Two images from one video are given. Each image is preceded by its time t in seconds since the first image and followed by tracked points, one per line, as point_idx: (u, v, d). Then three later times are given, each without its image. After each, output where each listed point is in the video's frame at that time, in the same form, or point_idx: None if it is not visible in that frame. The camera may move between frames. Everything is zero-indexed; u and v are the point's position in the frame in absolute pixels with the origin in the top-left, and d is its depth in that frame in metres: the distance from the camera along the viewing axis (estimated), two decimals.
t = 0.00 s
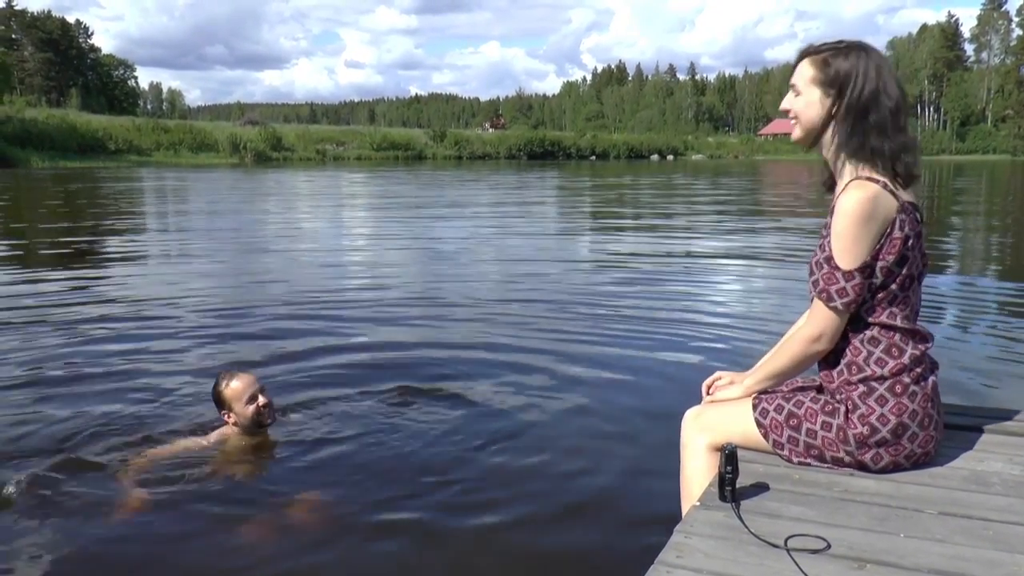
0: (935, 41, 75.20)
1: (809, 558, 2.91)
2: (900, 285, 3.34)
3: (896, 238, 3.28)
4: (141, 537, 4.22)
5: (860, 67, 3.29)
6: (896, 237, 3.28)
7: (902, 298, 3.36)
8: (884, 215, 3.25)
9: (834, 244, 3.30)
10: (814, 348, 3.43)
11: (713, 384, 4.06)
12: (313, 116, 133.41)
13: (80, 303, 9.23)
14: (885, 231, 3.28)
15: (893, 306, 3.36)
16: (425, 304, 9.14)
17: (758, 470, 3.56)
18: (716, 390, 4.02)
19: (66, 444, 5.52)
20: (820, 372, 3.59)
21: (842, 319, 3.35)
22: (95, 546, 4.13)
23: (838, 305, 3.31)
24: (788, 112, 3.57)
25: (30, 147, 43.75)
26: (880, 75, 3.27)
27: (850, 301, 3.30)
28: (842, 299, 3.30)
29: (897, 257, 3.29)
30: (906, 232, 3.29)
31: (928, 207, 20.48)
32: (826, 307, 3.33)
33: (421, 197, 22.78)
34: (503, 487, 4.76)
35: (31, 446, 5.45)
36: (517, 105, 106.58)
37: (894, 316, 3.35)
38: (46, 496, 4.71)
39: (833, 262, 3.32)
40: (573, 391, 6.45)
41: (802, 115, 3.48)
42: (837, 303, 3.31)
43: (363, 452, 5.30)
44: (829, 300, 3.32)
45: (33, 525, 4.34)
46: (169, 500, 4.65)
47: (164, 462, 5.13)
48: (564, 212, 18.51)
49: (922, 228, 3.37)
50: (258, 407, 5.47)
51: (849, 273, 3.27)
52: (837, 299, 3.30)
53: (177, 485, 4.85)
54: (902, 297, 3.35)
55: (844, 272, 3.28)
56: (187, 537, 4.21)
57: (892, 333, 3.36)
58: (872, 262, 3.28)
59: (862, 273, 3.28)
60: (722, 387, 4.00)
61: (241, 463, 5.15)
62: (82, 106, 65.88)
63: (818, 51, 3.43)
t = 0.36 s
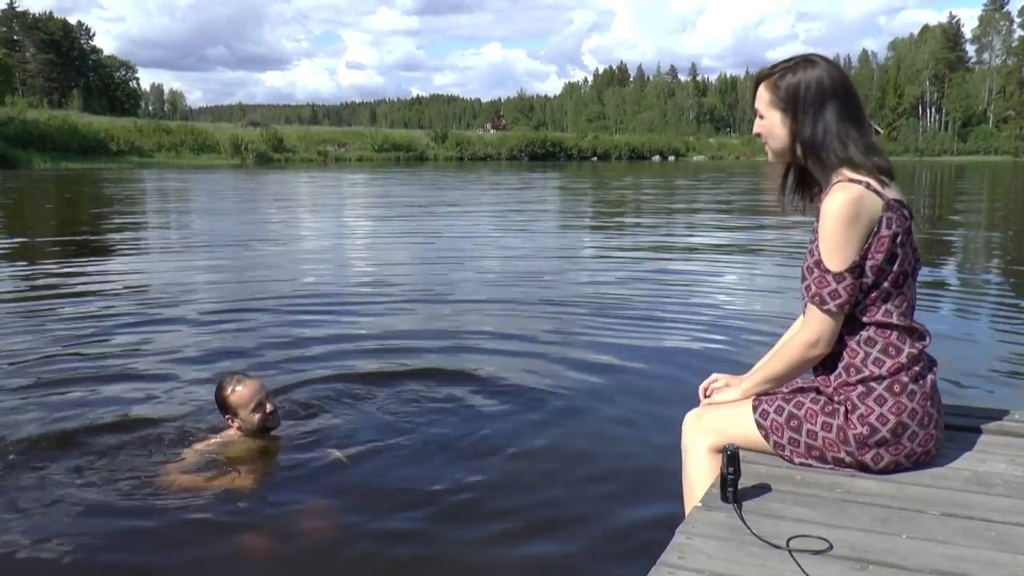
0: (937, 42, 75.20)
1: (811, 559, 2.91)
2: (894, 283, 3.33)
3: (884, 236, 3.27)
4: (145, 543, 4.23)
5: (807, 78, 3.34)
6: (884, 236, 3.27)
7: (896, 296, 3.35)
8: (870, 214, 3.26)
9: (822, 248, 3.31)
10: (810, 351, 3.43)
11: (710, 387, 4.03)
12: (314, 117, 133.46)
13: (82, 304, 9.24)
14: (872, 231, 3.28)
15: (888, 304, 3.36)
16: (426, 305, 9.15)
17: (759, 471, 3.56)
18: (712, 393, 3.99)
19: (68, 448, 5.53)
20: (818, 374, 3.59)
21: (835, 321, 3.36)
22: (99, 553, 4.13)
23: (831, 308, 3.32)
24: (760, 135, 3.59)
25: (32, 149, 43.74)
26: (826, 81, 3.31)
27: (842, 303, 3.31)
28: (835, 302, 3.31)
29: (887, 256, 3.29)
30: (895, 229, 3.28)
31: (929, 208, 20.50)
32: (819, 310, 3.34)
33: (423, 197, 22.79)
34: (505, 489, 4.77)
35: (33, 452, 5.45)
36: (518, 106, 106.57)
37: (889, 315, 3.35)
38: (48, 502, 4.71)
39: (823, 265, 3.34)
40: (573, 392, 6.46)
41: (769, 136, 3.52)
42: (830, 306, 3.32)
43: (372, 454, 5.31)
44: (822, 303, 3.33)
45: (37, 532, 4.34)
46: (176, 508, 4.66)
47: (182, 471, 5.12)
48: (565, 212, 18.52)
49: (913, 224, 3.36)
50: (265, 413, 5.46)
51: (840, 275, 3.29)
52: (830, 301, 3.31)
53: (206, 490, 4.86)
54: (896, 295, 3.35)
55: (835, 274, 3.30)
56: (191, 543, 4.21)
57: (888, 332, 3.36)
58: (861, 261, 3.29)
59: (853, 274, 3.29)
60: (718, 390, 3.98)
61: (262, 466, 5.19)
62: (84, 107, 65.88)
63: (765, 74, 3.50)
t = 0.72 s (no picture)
0: (938, 42, 75.19)
1: (813, 561, 2.90)
2: (887, 282, 3.33)
3: (875, 236, 3.27)
4: (147, 545, 4.22)
5: (789, 86, 3.33)
6: (875, 236, 3.27)
7: (891, 296, 3.34)
8: (858, 214, 3.25)
9: (813, 249, 3.30)
10: (805, 354, 3.42)
11: (708, 388, 4.01)
12: (315, 118, 133.60)
13: (82, 305, 9.24)
14: (862, 232, 3.28)
15: (881, 304, 3.35)
16: (427, 306, 9.15)
17: (761, 473, 3.55)
18: (710, 394, 3.97)
19: (68, 450, 5.53)
20: (816, 376, 3.58)
21: (828, 322, 3.34)
22: (101, 555, 4.13)
23: (824, 309, 3.31)
24: (748, 142, 3.59)
25: (33, 150, 43.72)
26: (808, 87, 3.31)
27: (835, 303, 3.29)
28: (827, 302, 3.30)
29: (877, 255, 3.29)
30: (886, 228, 3.27)
31: (930, 209, 20.52)
32: (811, 312, 3.33)
33: (424, 198, 22.80)
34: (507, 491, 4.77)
35: (34, 454, 5.45)
36: (519, 107, 106.56)
37: (885, 315, 3.34)
38: (49, 504, 4.70)
39: (813, 267, 3.33)
40: (574, 393, 6.45)
41: (757, 144, 3.51)
42: (822, 307, 3.31)
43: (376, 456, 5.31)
44: (814, 304, 3.32)
45: (37, 535, 4.33)
46: (179, 511, 4.66)
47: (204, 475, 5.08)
48: (566, 213, 18.53)
49: (904, 223, 3.35)
50: (266, 415, 5.43)
51: (830, 275, 3.28)
52: (822, 303, 3.30)
53: (220, 491, 4.85)
54: (890, 294, 3.34)
55: (825, 274, 3.29)
56: (194, 544, 4.21)
57: (883, 333, 3.35)
58: (852, 261, 3.29)
59: (844, 274, 3.28)
60: (716, 391, 3.96)
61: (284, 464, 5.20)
62: (85, 108, 65.86)
63: (750, 82, 3.49)
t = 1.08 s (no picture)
0: (941, 43, 75.10)
1: (815, 562, 2.90)
2: (889, 283, 3.32)
3: (877, 237, 3.26)
4: (149, 545, 4.22)
5: (793, 86, 3.33)
6: (877, 236, 3.27)
7: (893, 297, 3.34)
8: (861, 215, 3.25)
9: (816, 249, 3.29)
10: (807, 354, 3.41)
11: (710, 390, 4.00)
12: (317, 119, 133.70)
13: (85, 305, 9.24)
14: (865, 232, 3.27)
15: (884, 305, 3.34)
16: (429, 305, 9.15)
17: (763, 473, 3.55)
18: (712, 396, 3.96)
19: (70, 450, 5.52)
20: (818, 376, 3.57)
21: (830, 322, 3.34)
22: (103, 553, 4.13)
23: (826, 310, 3.30)
24: (751, 144, 3.58)
25: (36, 151, 43.76)
26: (811, 88, 3.31)
27: (837, 304, 3.29)
28: (829, 303, 3.29)
29: (880, 256, 3.28)
30: (888, 229, 3.27)
31: (933, 210, 20.49)
32: (814, 313, 3.32)
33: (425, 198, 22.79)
34: (508, 489, 4.76)
35: (36, 453, 5.45)
36: (521, 108, 106.54)
37: (888, 316, 3.34)
38: (50, 504, 4.70)
39: (816, 267, 3.32)
40: (575, 393, 6.44)
41: (760, 145, 3.51)
42: (825, 307, 3.30)
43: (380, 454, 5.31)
44: (816, 305, 3.31)
45: (39, 535, 4.33)
46: (181, 510, 4.66)
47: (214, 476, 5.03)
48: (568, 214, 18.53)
49: (907, 224, 3.35)
50: (266, 408, 5.43)
51: (833, 276, 3.27)
52: (824, 303, 3.29)
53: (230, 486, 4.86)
54: (892, 295, 3.34)
55: (828, 275, 3.28)
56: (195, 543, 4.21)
57: (885, 334, 3.35)
58: (855, 262, 3.28)
59: (846, 275, 3.27)
60: (718, 392, 3.95)
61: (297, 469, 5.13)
62: (88, 109, 65.92)
63: (753, 83, 3.49)
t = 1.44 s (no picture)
0: (943, 44, 75.02)
1: (817, 562, 2.90)
2: (894, 283, 3.32)
3: (881, 237, 3.27)
4: (151, 543, 4.22)
5: (795, 87, 3.34)
6: (881, 237, 3.27)
7: (897, 297, 3.34)
8: (865, 216, 3.25)
9: (820, 250, 3.30)
10: (810, 354, 3.41)
11: (712, 390, 4.00)
12: (319, 120, 133.81)
13: (87, 304, 9.26)
14: (869, 232, 3.27)
15: (888, 305, 3.35)
16: (431, 305, 9.15)
17: (765, 474, 3.55)
18: (714, 396, 3.96)
19: (72, 448, 5.53)
20: (821, 377, 3.57)
21: (833, 322, 3.34)
22: (106, 551, 4.14)
23: (829, 310, 3.30)
24: (755, 144, 3.58)
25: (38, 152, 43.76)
26: (814, 88, 3.31)
27: (840, 304, 3.29)
28: (833, 303, 3.29)
29: (884, 256, 3.28)
30: (893, 230, 3.27)
31: (935, 210, 20.48)
32: (817, 313, 3.33)
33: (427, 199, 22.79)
34: (509, 487, 4.77)
35: (39, 451, 5.46)
36: (523, 108, 106.53)
37: (891, 316, 3.34)
38: (53, 503, 4.71)
39: (820, 268, 3.32)
40: (578, 392, 6.44)
41: (763, 146, 3.51)
42: (828, 308, 3.30)
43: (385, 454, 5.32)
44: (820, 305, 3.32)
45: (42, 533, 4.34)
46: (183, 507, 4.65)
47: (190, 483, 4.85)
48: (570, 214, 18.53)
49: (912, 224, 3.35)
50: (276, 412, 5.42)
51: (836, 276, 3.27)
52: (828, 304, 3.30)
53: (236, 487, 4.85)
54: (896, 295, 3.34)
55: (831, 275, 3.29)
56: (199, 541, 4.22)
57: (888, 334, 3.35)
58: (858, 262, 3.28)
59: (850, 276, 3.27)
60: (720, 393, 3.94)
61: (254, 492, 4.77)
62: (90, 110, 65.92)
63: (756, 83, 3.50)
